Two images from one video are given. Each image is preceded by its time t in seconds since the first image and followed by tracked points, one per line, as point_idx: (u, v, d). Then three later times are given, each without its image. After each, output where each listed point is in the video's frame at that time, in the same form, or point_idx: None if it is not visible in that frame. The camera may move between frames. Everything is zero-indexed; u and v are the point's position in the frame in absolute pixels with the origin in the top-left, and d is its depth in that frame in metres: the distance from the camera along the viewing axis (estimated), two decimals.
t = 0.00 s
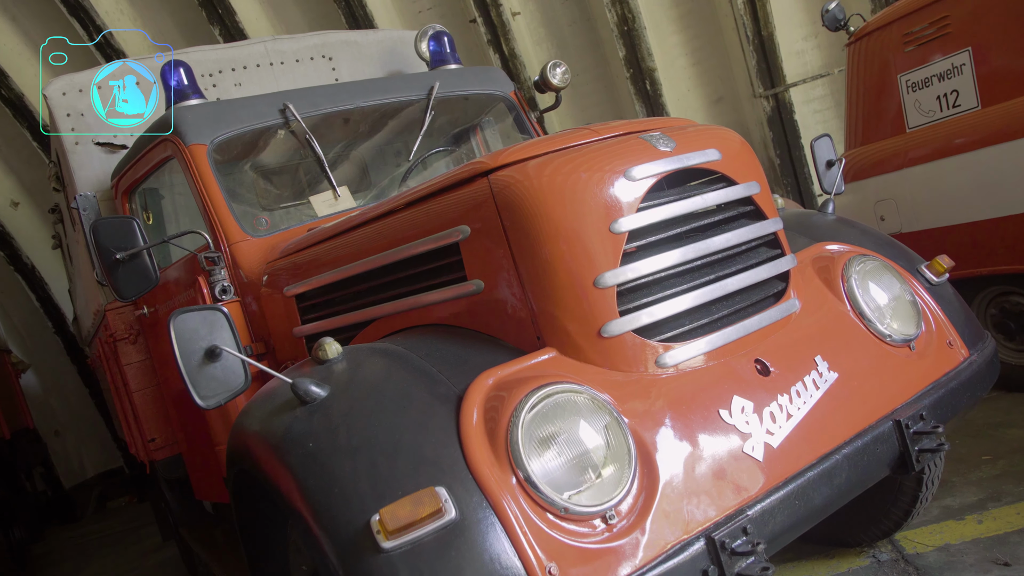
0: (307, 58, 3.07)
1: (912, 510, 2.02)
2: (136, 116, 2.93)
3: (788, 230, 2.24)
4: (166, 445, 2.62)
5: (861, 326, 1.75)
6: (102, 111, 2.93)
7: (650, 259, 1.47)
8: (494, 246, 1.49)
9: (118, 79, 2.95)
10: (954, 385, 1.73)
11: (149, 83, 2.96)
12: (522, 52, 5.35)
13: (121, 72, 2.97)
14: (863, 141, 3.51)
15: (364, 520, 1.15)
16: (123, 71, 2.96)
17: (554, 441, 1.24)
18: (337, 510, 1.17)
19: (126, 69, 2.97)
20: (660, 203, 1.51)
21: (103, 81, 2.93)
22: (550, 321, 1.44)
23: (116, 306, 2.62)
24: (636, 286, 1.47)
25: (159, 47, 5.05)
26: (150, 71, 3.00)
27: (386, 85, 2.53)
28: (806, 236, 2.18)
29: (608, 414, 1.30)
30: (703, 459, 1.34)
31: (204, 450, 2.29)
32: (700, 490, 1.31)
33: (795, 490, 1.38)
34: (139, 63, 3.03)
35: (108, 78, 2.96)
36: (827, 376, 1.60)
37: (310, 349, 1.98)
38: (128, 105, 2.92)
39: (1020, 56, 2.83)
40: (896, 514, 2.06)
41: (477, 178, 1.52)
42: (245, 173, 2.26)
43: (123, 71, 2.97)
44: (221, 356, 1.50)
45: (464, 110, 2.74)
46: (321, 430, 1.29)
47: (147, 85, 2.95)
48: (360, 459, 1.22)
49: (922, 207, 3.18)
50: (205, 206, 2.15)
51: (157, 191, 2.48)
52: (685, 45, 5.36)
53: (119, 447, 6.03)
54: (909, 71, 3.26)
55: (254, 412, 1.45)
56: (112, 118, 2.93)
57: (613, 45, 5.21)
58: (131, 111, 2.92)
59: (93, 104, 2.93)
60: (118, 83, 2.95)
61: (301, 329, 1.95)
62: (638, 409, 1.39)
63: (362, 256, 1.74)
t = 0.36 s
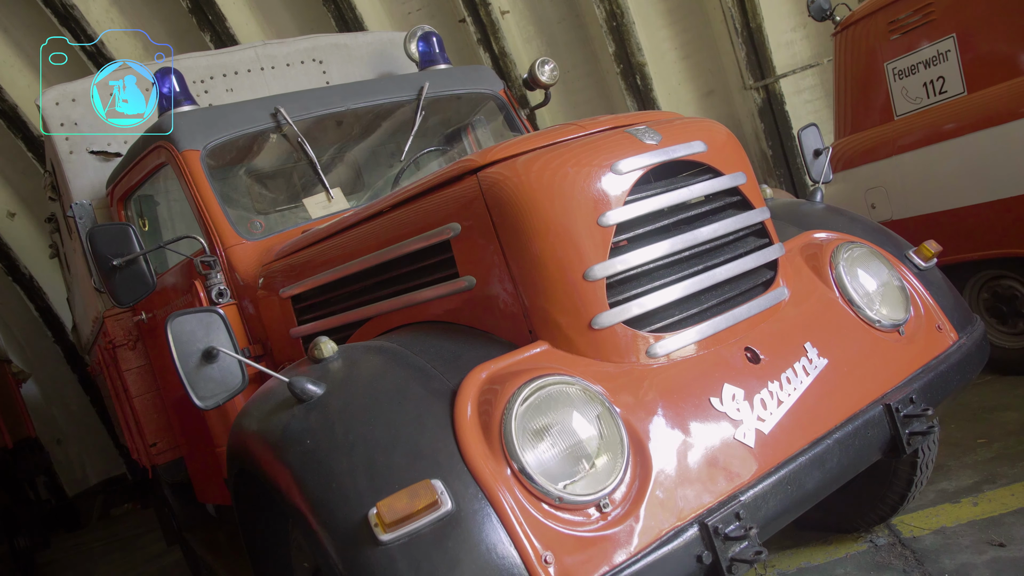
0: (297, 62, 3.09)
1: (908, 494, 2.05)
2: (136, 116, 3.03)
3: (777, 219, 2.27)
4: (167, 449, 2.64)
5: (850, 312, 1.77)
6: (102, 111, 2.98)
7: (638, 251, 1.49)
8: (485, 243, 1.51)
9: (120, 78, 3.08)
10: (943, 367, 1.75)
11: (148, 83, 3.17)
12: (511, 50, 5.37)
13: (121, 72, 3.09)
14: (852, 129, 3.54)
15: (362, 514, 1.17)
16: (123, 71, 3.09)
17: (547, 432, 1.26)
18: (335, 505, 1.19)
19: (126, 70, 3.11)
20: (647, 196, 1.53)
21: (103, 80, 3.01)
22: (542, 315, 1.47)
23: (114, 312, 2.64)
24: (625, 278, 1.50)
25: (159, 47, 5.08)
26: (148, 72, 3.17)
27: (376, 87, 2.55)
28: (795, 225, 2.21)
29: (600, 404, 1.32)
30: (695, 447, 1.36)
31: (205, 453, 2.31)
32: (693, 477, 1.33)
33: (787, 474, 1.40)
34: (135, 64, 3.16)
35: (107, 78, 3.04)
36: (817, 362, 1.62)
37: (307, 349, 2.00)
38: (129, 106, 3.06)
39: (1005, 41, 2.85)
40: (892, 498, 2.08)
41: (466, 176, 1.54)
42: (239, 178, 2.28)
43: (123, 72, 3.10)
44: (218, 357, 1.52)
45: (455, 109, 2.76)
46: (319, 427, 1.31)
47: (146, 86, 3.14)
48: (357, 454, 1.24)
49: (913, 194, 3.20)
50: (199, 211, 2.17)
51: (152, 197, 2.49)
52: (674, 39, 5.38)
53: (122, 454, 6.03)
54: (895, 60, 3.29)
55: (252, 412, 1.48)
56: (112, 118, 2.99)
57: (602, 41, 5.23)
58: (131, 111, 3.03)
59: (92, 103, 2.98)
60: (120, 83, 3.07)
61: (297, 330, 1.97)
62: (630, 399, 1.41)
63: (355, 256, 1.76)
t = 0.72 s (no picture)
0: (288, 66, 3.10)
1: (901, 479, 2.07)
2: (136, 116, 3.06)
3: (767, 211, 2.30)
4: (167, 454, 2.66)
5: (838, 300, 1.80)
6: (102, 111, 3.03)
7: (626, 245, 1.52)
8: (474, 240, 1.53)
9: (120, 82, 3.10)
10: (932, 353, 1.77)
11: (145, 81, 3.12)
12: (502, 49, 5.38)
13: (120, 75, 3.12)
14: (840, 119, 3.56)
15: (358, 509, 1.19)
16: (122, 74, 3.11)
17: (539, 425, 1.28)
18: (332, 501, 1.22)
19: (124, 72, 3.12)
20: (634, 190, 1.56)
21: (103, 81, 3.06)
22: (532, 310, 1.49)
23: (112, 320, 2.68)
24: (613, 272, 1.52)
25: (159, 47, 5.12)
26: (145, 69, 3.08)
27: (366, 88, 2.57)
28: (783, 215, 2.24)
29: (591, 397, 1.34)
30: (685, 436, 1.39)
31: (205, 456, 2.33)
32: (684, 466, 1.35)
33: (776, 461, 1.42)
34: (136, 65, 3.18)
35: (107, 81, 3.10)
36: (805, 350, 1.65)
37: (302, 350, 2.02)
38: (128, 106, 3.07)
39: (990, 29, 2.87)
40: (886, 483, 2.11)
41: (455, 175, 1.56)
42: (232, 183, 2.30)
43: (122, 74, 3.13)
44: (214, 359, 1.55)
45: (445, 109, 2.78)
46: (315, 425, 1.34)
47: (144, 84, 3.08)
48: (353, 451, 1.27)
49: (903, 182, 3.20)
50: (193, 216, 2.19)
51: (146, 204, 2.52)
52: (664, 33, 5.40)
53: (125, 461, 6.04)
54: (881, 50, 3.32)
55: (249, 412, 1.50)
56: (112, 117, 3.04)
57: (592, 37, 5.24)
58: (131, 111, 3.06)
59: (92, 104, 3.03)
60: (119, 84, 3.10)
61: (293, 331, 1.99)
62: (620, 391, 1.43)
63: (348, 257, 1.78)
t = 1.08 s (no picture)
0: (277, 70, 3.12)
1: (892, 465, 2.10)
2: (135, 117, 3.07)
3: (755, 203, 2.32)
4: (166, 458, 2.68)
5: (825, 289, 1.82)
6: (102, 111, 3.04)
7: (612, 239, 1.54)
8: (463, 237, 1.56)
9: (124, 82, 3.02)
10: (918, 339, 1.80)
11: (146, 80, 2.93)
12: (492, 48, 5.40)
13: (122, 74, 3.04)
14: (829, 111, 3.59)
15: (353, 503, 1.22)
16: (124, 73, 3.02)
17: (530, 418, 1.31)
18: (327, 497, 1.24)
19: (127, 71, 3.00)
20: (619, 184, 1.58)
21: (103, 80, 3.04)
22: (521, 304, 1.52)
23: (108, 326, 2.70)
24: (600, 265, 1.55)
25: (160, 47, 5.11)
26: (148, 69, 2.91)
27: (355, 90, 2.58)
28: (771, 206, 2.27)
29: (580, 388, 1.37)
30: (674, 425, 1.42)
31: (203, 459, 2.35)
32: (673, 454, 1.38)
33: (765, 449, 1.44)
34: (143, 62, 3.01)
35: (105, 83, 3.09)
36: (792, 339, 1.67)
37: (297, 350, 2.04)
38: (128, 106, 3.05)
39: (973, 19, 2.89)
40: (877, 470, 2.13)
41: (442, 173, 1.58)
42: (225, 187, 2.32)
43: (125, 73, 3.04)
44: (208, 360, 1.56)
45: (435, 109, 2.80)
46: (309, 422, 1.36)
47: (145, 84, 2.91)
48: (347, 447, 1.29)
49: (892, 172, 3.24)
50: (186, 220, 2.21)
51: (139, 210, 2.54)
52: (653, 29, 5.42)
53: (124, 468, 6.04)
54: (866, 41, 3.34)
55: (244, 412, 1.52)
56: (112, 118, 3.06)
57: (581, 34, 5.26)
58: (131, 111, 3.05)
59: (92, 104, 3.03)
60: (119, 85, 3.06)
61: (287, 332, 2.01)
62: (609, 383, 1.46)
63: (340, 257, 1.80)
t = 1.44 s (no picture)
0: (267, 73, 3.14)
1: (882, 453, 2.13)
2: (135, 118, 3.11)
3: (742, 196, 2.35)
4: (163, 462, 2.69)
5: (810, 280, 1.84)
6: (102, 111, 3.08)
7: (598, 233, 1.56)
8: (451, 234, 1.57)
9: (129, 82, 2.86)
10: (903, 326, 1.82)
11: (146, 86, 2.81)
12: (481, 48, 5.42)
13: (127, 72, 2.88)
14: (816, 104, 3.62)
15: (345, 498, 1.23)
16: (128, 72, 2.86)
17: (520, 411, 1.33)
18: (320, 493, 1.26)
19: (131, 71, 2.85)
20: (603, 179, 1.60)
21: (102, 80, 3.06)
22: (509, 300, 1.54)
23: (103, 332, 2.72)
24: (586, 260, 1.57)
25: (160, 47, 5.06)
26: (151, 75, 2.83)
27: (343, 91, 2.59)
28: (757, 199, 2.29)
29: (568, 381, 1.39)
30: (662, 415, 1.44)
31: (199, 461, 2.37)
32: (661, 444, 1.40)
33: (752, 437, 1.46)
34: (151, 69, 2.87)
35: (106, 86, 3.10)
36: (778, 329, 1.70)
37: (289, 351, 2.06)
38: (128, 106, 3.07)
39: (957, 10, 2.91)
40: (868, 458, 2.16)
41: (429, 172, 1.60)
42: (216, 190, 2.33)
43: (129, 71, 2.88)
44: (200, 361, 1.59)
45: (424, 109, 2.81)
46: (301, 420, 1.38)
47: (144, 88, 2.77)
48: (339, 444, 1.31)
49: (878, 163, 3.27)
50: (177, 224, 2.22)
51: (131, 216, 2.55)
52: (642, 25, 5.43)
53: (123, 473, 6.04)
54: (851, 34, 3.37)
55: (238, 412, 1.54)
56: (112, 118, 3.10)
57: (570, 32, 5.27)
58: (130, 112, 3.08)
59: (92, 103, 3.07)
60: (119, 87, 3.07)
61: (280, 332, 2.03)
62: (598, 375, 1.48)
63: (330, 257, 1.82)
